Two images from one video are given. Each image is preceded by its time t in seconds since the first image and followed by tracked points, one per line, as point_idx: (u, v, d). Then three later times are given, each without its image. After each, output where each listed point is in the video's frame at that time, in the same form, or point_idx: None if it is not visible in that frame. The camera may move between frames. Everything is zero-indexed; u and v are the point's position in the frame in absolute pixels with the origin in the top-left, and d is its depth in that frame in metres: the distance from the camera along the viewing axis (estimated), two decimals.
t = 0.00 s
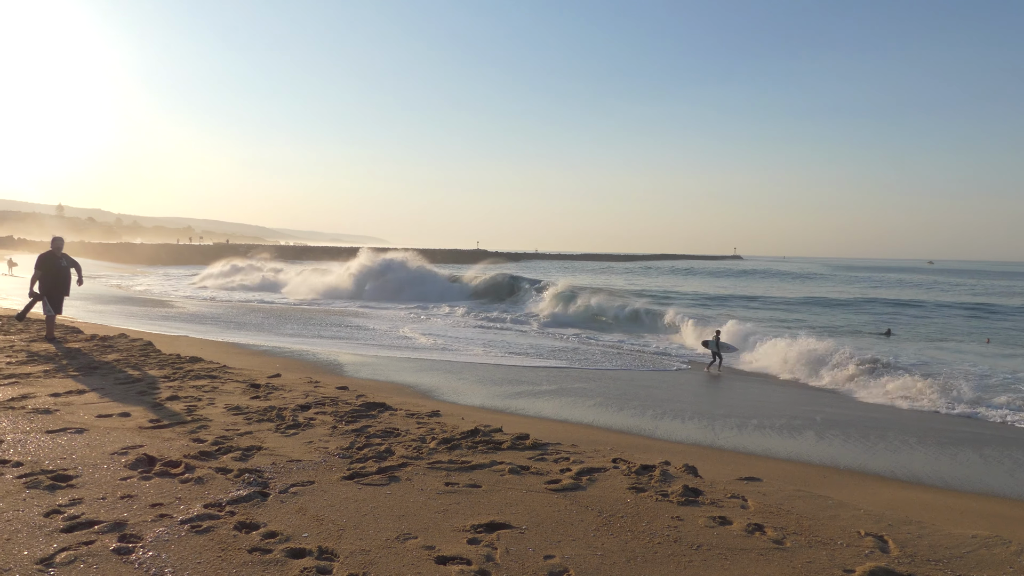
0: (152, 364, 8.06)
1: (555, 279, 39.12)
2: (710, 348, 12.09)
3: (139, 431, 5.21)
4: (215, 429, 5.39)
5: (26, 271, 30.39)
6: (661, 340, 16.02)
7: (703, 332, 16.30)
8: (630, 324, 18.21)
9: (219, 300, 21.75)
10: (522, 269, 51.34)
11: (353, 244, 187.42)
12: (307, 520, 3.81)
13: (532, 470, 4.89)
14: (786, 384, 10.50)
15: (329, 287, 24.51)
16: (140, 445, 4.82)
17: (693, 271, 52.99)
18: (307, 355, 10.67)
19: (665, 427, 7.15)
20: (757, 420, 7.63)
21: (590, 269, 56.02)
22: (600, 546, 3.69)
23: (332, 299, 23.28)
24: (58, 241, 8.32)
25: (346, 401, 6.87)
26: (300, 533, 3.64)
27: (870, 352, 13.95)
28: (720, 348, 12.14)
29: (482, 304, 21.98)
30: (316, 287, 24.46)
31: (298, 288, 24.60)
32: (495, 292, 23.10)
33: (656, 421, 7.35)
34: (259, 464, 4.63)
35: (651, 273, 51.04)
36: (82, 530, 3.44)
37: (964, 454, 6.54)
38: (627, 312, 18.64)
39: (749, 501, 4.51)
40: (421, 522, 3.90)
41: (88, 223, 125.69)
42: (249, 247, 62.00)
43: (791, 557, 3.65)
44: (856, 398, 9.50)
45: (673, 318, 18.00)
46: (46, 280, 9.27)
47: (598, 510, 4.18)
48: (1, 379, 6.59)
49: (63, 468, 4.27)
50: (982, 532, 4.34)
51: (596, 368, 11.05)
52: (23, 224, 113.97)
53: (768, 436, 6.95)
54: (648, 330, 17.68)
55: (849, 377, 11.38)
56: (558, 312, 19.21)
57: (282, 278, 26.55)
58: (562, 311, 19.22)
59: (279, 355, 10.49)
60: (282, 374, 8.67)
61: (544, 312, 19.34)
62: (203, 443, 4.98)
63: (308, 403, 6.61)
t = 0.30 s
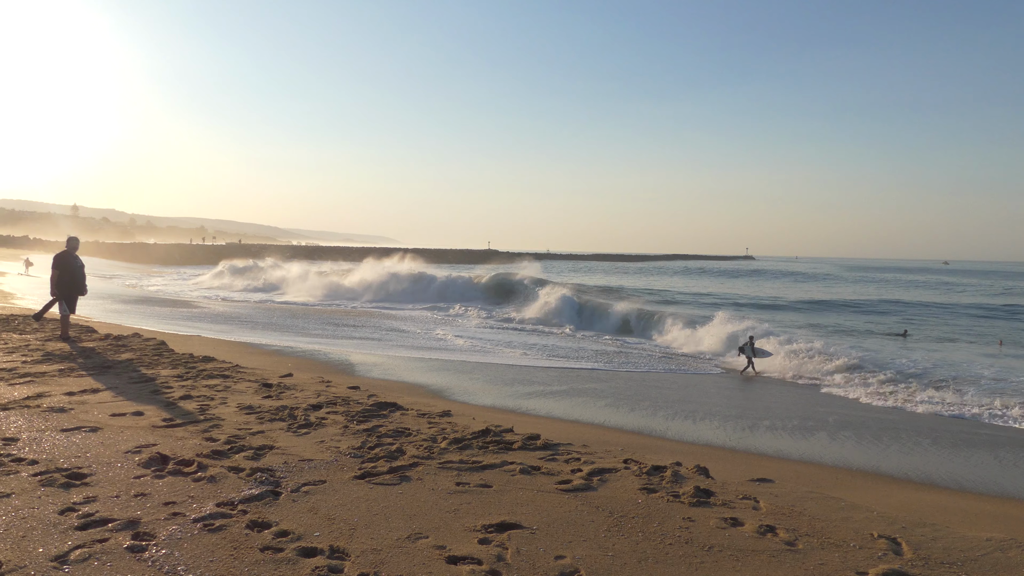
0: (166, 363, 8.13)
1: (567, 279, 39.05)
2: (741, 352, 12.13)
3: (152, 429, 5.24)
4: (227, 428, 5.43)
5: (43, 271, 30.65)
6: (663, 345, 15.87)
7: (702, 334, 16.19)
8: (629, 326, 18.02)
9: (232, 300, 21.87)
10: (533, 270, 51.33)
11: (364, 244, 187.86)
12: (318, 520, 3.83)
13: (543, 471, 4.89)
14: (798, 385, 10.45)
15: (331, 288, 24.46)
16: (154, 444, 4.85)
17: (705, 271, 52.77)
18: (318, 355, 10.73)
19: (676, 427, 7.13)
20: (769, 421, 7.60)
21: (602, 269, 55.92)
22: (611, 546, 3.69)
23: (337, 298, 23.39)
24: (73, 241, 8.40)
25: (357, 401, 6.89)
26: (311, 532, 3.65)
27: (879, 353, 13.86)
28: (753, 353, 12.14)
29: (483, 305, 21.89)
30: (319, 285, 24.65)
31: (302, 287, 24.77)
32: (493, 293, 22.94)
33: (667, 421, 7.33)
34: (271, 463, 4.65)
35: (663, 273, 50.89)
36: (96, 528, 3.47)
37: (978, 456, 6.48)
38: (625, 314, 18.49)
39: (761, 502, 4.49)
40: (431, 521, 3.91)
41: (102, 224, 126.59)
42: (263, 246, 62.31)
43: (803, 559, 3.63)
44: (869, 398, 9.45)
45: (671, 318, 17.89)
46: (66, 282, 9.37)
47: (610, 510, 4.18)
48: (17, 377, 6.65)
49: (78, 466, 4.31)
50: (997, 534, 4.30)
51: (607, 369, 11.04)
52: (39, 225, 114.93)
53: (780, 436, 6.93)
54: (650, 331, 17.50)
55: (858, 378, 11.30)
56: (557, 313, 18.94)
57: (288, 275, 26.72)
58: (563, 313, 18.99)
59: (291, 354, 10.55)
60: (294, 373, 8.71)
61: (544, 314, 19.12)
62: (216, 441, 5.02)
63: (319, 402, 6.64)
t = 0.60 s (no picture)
0: (172, 362, 8.15)
1: (574, 279, 38.96)
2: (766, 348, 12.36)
3: (158, 428, 5.25)
4: (233, 428, 5.44)
5: (51, 271, 30.76)
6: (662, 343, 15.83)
7: (699, 330, 16.17)
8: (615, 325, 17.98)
9: (238, 300, 21.94)
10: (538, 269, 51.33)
11: (371, 244, 187.86)
12: (324, 518, 3.84)
13: (548, 470, 4.89)
14: (803, 385, 10.42)
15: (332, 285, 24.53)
16: (160, 443, 4.87)
17: (711, 271, 52.64)
18: (324, 354, 10.74)
19: (682, 427, 7.12)
20: (774, 420, 7.58)
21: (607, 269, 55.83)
22: (616, 546, 3.69)
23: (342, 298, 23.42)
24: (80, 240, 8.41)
25: (362, 400, 6.90)
26: (317, 531, 3.66)
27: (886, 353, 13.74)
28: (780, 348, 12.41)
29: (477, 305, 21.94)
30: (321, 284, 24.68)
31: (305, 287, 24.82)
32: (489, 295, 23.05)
33: (672, 421, 7.32)
34: (276, 462, 4.66)
35: (669, 272, 50.79)
36: (103, 526, 3.48)
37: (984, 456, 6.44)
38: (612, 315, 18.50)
39: (766, 502, 4.49)
40: (437, 521, 3.91)
41: (109, 224, 126.99)
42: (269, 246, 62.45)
43: (808, 559, 3.63)
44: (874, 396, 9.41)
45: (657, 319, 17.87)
46: (80, 285, 9.50)
47: (614, 510, 4.18)
48: (25, 376, 6.67)
49: (85, 465, 4.32)
50: (1003, 535, 4.29)
51: (613, 368, 11.02)
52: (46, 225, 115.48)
53: (787, 436, 6.91)
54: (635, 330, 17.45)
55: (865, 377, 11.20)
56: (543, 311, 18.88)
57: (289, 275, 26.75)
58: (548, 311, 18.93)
59: (296, 354, 10.57)
60: (300, 372, 8.73)
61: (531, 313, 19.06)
62: (222, 441, 5.03)
63: (324, 402, 6.64)
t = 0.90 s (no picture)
0: (171, 362, 8.12)
1: (574, 278, 38.88)
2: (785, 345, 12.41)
3: (157, 428, 5.24)
4: (232, 427, 5.43)
5: (51, 271, 30.63)
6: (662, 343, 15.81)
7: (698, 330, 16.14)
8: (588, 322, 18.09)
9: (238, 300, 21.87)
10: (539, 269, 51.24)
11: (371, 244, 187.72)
12: (323, 518, 3.83)
13: (548, 470, 4.88)
14: (802, 383, 10.40)
15: (331, 285, 24.49)
16: (160, 443, 4.86)
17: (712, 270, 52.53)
18: (324, 353, 10.72)
19: (683, 426, 7.10)
20: (774, 419, 7.58)
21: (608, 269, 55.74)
22: (616, 545, 3.69)
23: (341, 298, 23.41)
24: (78, 239, 8.37)
25: (361, 400, 6.88)
26: (316, 531, 3.66)
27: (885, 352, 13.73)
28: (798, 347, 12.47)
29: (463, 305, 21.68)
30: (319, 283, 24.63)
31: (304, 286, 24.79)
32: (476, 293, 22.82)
33: (674, 421, 7.31)
34: (276, 461, 4.66)
35: (669, 272, 50.72)
36: (103, 526, 3.48)
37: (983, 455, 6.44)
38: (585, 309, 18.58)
39: (766, 501, 4.48)
40: (436, 520, 3.91)
41: (108, 223, 126.80)
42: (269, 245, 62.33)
43: (807, 558, 3.62)
44: (874, 395, 9.40)
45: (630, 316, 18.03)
46: (86, 285, 9.59)
47: (614, 509, 4.18)
48: (23, 375, 6.65)
49: (84, 464, 4.32)
50: (1003, 534, 4.28)
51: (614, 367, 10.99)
52: (45, 224, 115.33)
53: (787, 435, 6.91)
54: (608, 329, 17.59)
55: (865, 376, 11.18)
56: (536, 311, 18.90)
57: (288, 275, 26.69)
58: (534, 311, 19.02)
59: (296, 353, 10.54)
60: (299, 371, 8.73)
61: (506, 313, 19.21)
62: (221, 440, 5.02)
63: (324, 401, 6.62)
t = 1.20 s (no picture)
0: (169, 362, 8.12)
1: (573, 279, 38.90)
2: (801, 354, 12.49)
3: (156, 428, 5.25)
4: (231, 427, 5.42)
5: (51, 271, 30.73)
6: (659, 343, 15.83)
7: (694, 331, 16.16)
8: (554, 319, 18.44)
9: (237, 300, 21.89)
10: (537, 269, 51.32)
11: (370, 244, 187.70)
12: (321, 518, 3.83)
13: (546, 470, 4.88)
14: (800, 384, 10.40)
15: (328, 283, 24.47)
16: (158, 443, 4.86)
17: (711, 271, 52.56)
18: (324, 353, 10.71)
19: (683, 426, 7.11)
20: (772, 419, 7.59)
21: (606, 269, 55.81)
22: (615, 545, 3.69)
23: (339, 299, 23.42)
24: (76, 239, 8.36)
25: (359, 400, 6.88)
26: (314, 531, 3.66)
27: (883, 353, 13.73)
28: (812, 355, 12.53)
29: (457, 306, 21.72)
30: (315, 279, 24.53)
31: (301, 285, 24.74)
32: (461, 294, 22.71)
33: (673, 421, 7.32)
34: (274, 461, 4.66)
35: (667, 272, 50.77)
36: (100, 526, 3.48)
37: (984, 450, 6.45)
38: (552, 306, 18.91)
39: (764, 501, 4.49)
40: (434, 520, 3.91)
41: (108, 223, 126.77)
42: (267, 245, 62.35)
43: (806, 558, 3.63)
44: (871, 397, 9.41)
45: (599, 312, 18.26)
46: (85, 285, 9.62)
47: (612, 509, 4.18)
48: (22, 376, 6.66)
49: (82, 464, 4.32)
50: (1000, 534, 4.28)
51: (613, 367, 11.00)
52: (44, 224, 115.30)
53: (786, 435, 6.92)
54: (571, 327, 17.90)
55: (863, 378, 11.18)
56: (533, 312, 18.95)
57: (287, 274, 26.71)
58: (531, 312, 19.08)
59: (295, 353, 10.54)
60: (297, 371, 8.73)
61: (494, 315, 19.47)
62: (219, 440, 5.02)
63: (322, 401, 6.62)
